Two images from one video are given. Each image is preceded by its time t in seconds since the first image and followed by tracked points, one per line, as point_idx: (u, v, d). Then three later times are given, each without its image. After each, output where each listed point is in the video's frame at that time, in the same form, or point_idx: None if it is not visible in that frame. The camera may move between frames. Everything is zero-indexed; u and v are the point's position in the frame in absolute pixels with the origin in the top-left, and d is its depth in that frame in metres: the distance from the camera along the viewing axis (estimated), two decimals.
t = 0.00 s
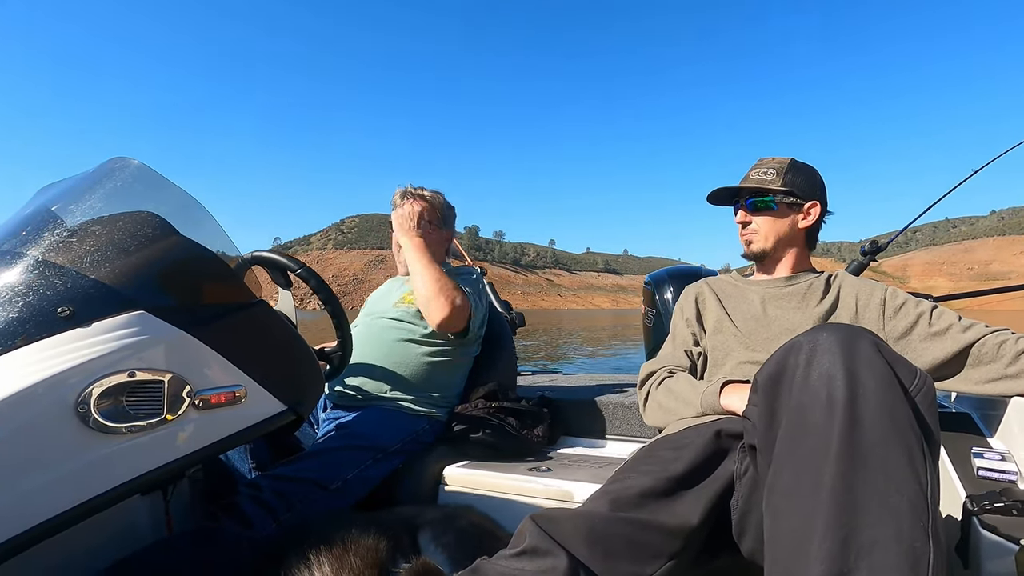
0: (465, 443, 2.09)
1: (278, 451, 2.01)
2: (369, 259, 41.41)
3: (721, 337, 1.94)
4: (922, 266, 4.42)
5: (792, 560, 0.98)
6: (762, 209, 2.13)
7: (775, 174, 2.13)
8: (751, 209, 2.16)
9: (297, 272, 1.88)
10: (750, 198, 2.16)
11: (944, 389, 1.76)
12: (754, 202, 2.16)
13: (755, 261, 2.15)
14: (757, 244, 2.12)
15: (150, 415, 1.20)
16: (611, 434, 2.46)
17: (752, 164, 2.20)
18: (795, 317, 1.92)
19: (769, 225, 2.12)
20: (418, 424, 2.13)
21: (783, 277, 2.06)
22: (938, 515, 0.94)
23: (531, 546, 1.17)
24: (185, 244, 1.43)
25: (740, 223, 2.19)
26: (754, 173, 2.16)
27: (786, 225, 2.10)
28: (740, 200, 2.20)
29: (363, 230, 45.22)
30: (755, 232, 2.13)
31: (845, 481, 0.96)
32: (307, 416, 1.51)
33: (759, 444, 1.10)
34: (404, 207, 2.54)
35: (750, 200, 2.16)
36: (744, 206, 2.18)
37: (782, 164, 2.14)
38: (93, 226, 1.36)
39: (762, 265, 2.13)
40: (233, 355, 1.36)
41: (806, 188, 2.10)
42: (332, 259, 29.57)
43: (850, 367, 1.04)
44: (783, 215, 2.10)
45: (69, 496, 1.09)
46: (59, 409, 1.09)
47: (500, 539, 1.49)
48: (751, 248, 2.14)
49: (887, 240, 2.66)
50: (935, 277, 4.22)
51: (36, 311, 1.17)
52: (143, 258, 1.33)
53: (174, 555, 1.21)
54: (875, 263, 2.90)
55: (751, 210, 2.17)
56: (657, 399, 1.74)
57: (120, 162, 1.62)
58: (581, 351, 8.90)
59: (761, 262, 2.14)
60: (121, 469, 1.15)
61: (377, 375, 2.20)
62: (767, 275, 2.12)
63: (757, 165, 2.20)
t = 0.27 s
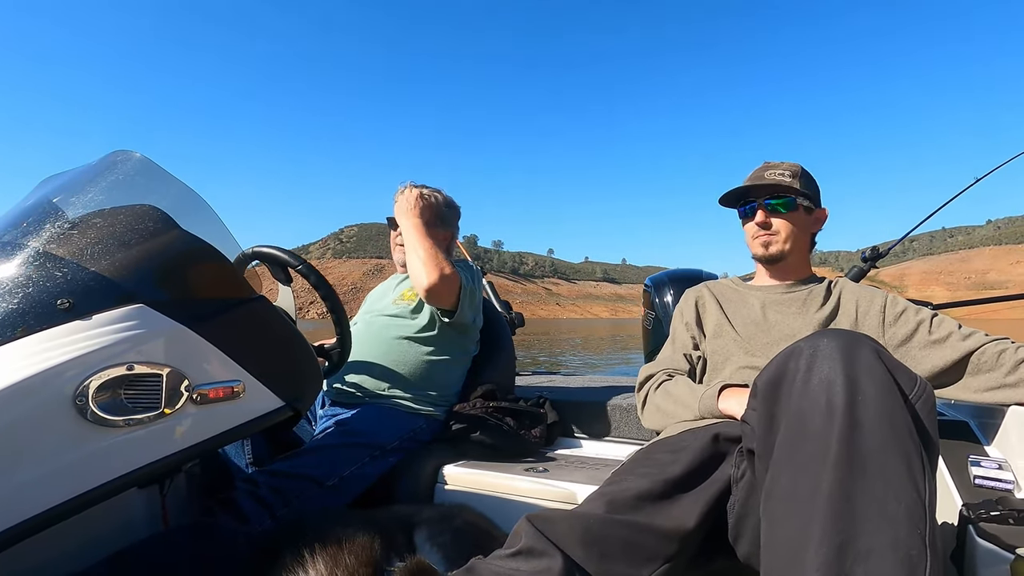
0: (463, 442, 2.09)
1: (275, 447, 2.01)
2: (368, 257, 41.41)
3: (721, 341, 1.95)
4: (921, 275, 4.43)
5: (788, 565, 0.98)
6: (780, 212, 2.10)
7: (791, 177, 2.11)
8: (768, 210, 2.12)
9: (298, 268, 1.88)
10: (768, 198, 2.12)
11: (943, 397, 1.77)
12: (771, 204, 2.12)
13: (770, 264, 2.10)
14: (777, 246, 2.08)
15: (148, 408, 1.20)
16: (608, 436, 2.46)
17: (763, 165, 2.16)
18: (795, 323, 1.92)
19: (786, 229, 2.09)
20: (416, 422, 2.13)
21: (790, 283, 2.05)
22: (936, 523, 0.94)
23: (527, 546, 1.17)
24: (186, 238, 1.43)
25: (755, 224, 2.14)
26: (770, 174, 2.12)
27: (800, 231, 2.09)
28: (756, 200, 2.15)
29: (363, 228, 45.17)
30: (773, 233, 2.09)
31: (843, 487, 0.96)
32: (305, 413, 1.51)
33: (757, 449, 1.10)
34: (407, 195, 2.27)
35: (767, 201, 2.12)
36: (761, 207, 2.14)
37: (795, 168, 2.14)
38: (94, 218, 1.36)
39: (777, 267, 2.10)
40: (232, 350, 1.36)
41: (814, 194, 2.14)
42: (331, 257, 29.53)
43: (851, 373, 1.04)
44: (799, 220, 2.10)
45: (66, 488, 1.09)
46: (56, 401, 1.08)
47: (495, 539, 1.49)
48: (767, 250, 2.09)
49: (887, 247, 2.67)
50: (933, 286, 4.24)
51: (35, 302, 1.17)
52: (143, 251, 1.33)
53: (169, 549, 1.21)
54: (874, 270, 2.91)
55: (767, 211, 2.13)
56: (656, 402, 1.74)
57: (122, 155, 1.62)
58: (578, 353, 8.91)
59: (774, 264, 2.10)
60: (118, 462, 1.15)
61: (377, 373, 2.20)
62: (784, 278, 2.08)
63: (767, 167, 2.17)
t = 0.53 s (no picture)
0: (462, 442, 2.09)
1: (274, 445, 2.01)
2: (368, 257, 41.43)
3: (721, 343, 1.95)
4: (920, 278, 4.43)
5: (787, 566, 0.98)
6: (796, 213, 2.08)
7: (803, 178, 2.10)
8: (786, 210, 2.08)
9: (298, 267, 1.88)
10: (786, 198, 2.08)
11: (943, 400, 1.77)
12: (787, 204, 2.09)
13: (783, 264, 2.08)
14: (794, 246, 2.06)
15: (147, 406, 1.20)
16: (607, 437, 2.46)
17: (774, 166, 2.14)
18: (795, 325, 1.92)
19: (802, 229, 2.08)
20: (415, 422, 2.13)
21: (799, 285, 2.06)
22: (935, 526, 0.94)
23: (525, 546, 1.17)
24: (186, 235, 1.43)
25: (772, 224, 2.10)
26: (784, 174, 2.09)
27: (813, 232, 2.10)
28: (773, 199, 2.10)
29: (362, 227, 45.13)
30: (789, 234, 2.07)
31: (842, 489, 0.96)
32: (305, 412, 1.51)
33: (757, 450, 1.10)
34: (410, 191, 2.24)
35: (786, 200, 2.08)
36: (778, 206, 2.09)
37: (803, 170, 2.14)
38: (95, 216, 1.36)
39: (789, 268, 2.08)
40: (232, 349, 1.36)
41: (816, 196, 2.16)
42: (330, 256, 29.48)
43: (851, 376, 1.04)
44: (813, 221, 2.10)
45: (64, 486, 1.09)
46: (56, 399, 1.08)
47: (493, 539, 1.49)
48: (786, 250, 2.06)
49: (887, 250, 2.67)
50: (932, 290, 4.25)
51: (35, 299, 1.17)
52: (144, 248, 1.33)
53: (167, 547, 1.21)
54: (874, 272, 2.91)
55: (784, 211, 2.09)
56: (655, 404, 1.74)
57: (123, 152, 1.62)
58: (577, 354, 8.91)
59: (787, 265, 2.08)
60: (117, 460, 1.15)
61: (376, 372, 2.20)
62: (796, 279, 2.07)
63: (777, 167, 2.14)
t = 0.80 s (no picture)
0: (463, 443, 2.09)
1: (276, 448, 2.01)
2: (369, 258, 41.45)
3: (721, 341, 1.95)
4: (920, 274, 4.43)
5: (790, 564, 0.98)
6: (806, 210, 2.08)
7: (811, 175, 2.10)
8: (798, 207, 2.07)
9: (297, 269, 1.88)
10: (797, 195, 2.07)
11: (944, 395, 1.77)
12: (797, 201, 2.08)
13: (792, 262, 2.07)
14: (802, 243, 2.05)
15: (148, 410, 1.20)
16: (609, 436, 2.46)
17: (783, 163, 2.12)
18: (795, 323, 1.92)
19: (810, 227, 2.08)
20: (416, 423, 2.13)
21: (802, 282, 2.06)
22: (937, 522, 0.94)
23: (528, 546, 1.17)
24: (186, 239, 1.43)
25: (783, 221, 2.07)
26: (795, 171, 2.08)
27: (817, 230, 2.11)
28: (785, 195, 2.08)
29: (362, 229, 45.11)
30: (798, 231, 2.06)
31: (844, 486, 0.96)
32: (306, 414, 1.51)
33: (758, 448, 1.10)
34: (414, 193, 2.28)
35: (797, 197, 2.07)
36: (789, 202, 2.08)
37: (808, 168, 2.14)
38: (94, 220, 1.36)
39: (796, 265, 2.07)
40: (232, 352, 1.36)
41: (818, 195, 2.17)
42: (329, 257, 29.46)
43: (852, 373, 1.04)
44: (818, 219, 2.11)
45: (66, 491, 1.09)
46: (57, 404, 1.08)
47: (496, 539, 1.49)
48: (795, 248, 2.05)
49: (887, 246, 2.67)
50: (932, 285, 4.24)
51: (35, 304, 1.17)
52: (144, 252, 1.33)
53: (170, 551, 1.21)
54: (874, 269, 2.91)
55: (795, 208, 2.08)
56: (656, 403, 1.74)
57: (122, 156, 1.62)
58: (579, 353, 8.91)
59: (794, 262, 2.07)
60: (118, 464, 1.15)
61: (377, 374, 2.20)
62: (803, 277, 2.07)
63: (785, 164, 2.12)
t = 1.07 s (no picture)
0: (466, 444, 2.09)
1: (279, 452, 2.01)
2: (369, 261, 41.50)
3: (722, 337, 1.94)
4: (922, 266, 4.42)
5: (795, 559, 0.97)
6: (809, 206, 2.08)
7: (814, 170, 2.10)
8: (802, 202, 2.07)
9: (297, 273, 1.88)
10: (802, 189, 2.07)
11: (946, 387, 1.77)
12: (802, 195, 2.08)
13: (796, 257, 2.07)
14: (807, 238, 2.05)
15: (151, 417, 1.20)
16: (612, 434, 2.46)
17: (787, 158, 2.12)
18: (795, 317, 1.92)
19: (813, 223, 2.08)
20: (418, 425, 2.13)
21: (803, 277, 2.06)
22: (941, 514, 0.94)
23: (533, 546, 1.18)
24: (185, 245, 1.43)
25: (789, 215, 2.07)
26: (800, 165, 2.08)
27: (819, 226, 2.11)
28: (789, 190, 2.08)
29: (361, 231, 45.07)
30: (803, 225, 2.06)
31: (847, 480, 0.96)
32: (308, 418, 1.51)
33: (760, 443, 1.10)
34: (415, 195, 2.28)
35: (801, 192, 2.07)
36: (793, 197, 2.08)
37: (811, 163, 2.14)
38: (93, 228, 1.36)
39: (799, 260, 2.07)
40: (233, 357, 1.36)
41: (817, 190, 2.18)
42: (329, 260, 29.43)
43: (853, 366, 1.04)
44: (820, 216, 2.11)
45: (70, 499, 1.09)
46: (59, 412, 1.09)
47: (500, 540, 1.49)
48: (797, 243, 2.04)
49: (887, 239, 2.67)
50: (934, 277, 4.23)
51: (36, 314, 1.17)
52: (143, 259, 1.33)
53: (176, 557, 1.21)
54: (874, 261, 2.90)
55: (798, 202, 2.08)
56: (658, 400, 1.74)
57: (120, 164, 1.62)
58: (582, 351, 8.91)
59: (798, 257, 2.07)
60: (121, 472, 1.15)
61: (378, 376, 2.20)
62: (805, 271, 2.08)
63: (789, 159, 2.13)
